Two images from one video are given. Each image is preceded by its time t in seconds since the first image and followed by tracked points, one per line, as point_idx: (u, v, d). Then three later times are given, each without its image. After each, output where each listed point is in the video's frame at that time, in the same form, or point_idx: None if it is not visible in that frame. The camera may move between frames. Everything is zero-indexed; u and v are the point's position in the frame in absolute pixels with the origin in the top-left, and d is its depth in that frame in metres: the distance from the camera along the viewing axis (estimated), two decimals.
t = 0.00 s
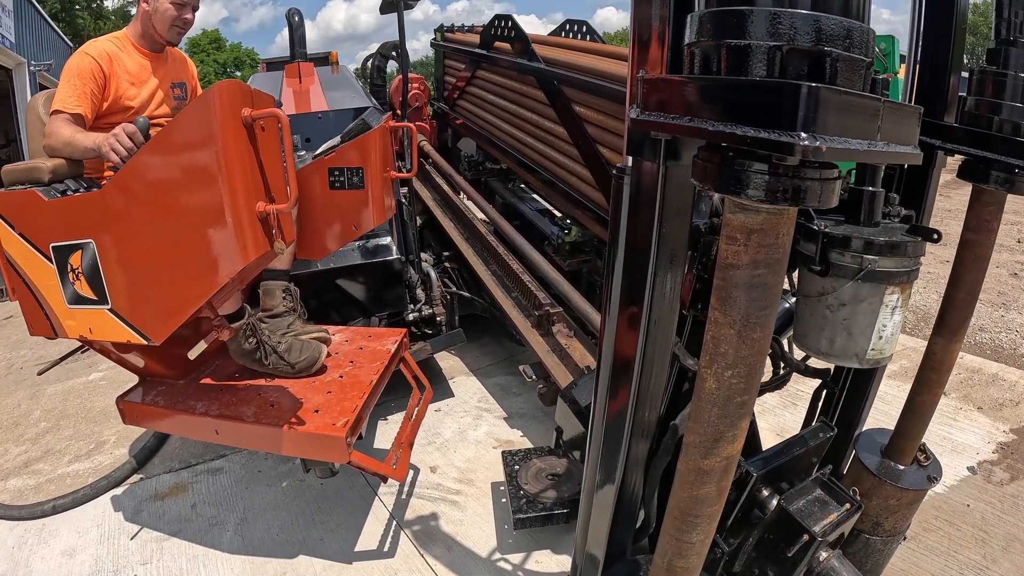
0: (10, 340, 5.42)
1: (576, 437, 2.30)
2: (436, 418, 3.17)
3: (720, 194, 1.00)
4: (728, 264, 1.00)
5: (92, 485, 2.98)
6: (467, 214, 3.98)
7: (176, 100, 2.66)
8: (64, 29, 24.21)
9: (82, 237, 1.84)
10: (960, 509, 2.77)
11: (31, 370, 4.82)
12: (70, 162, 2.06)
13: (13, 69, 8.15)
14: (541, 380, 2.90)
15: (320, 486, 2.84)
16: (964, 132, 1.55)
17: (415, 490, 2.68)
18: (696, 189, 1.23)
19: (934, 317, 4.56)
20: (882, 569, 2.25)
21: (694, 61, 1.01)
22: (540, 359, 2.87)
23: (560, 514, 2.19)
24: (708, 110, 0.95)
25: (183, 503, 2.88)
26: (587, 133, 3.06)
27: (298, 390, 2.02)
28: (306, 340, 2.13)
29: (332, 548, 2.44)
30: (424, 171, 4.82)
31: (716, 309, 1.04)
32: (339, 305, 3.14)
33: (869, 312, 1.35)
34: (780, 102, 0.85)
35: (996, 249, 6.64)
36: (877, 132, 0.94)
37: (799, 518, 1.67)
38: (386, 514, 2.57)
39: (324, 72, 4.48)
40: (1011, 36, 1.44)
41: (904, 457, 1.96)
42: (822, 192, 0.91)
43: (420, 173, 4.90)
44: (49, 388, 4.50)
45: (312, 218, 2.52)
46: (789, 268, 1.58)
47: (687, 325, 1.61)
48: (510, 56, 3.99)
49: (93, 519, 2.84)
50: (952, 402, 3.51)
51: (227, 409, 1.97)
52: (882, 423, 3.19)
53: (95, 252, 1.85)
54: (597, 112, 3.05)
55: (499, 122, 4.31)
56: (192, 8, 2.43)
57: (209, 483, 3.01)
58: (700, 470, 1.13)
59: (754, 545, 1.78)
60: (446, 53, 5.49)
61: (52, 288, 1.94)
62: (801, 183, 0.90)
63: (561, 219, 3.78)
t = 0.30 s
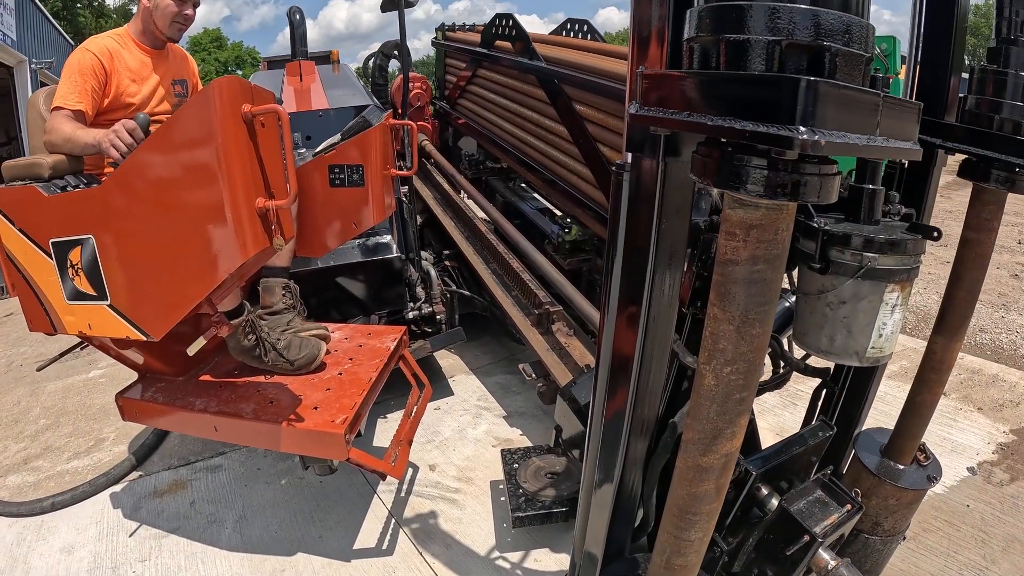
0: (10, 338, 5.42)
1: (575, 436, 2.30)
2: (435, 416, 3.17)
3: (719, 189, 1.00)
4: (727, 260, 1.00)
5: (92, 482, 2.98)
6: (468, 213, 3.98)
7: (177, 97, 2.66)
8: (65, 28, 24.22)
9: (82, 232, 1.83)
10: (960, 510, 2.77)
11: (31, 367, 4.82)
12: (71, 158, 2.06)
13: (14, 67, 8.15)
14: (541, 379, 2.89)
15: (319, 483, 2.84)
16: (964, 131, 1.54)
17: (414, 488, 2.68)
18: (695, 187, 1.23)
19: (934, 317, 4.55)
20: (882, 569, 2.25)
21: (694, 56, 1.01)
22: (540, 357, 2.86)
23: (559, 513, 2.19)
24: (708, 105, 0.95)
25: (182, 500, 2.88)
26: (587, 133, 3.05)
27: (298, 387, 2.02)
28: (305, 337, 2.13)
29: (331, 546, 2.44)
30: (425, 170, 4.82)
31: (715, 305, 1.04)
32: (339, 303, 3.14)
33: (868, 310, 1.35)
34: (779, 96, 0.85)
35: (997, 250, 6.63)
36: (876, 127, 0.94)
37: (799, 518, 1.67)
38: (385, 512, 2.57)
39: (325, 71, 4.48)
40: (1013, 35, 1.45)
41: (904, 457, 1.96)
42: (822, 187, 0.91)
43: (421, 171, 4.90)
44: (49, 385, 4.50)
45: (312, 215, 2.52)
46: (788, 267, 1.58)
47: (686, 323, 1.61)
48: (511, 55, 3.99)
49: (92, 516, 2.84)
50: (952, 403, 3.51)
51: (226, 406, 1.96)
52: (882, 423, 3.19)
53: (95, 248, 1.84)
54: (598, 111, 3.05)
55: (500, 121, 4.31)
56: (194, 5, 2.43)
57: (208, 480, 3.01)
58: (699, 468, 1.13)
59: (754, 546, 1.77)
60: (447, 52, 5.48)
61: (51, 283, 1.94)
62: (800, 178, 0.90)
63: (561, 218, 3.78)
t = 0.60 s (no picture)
0: (10, 334, 5.41)
1: (576, 430, 2.29)
2: (436, 412, 3.16)
3: (722, 170, 0.99)
4: (730, 243, 0.99)
5: (90, 477, 2.97)
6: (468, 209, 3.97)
7: (179, 90, 2.65)
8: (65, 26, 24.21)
9: (81, 222, 1.82)
10: (961, 506, 2.76)
11: (31, 363, 4.81)
12: (71, 149, 2.05)
13: (15, 64, 8.14)
14: (541, 374, 2.88)
15: (318, 479, 2.83)
16: (965, 123, 1.54)
17: (413, 484, 2.67)
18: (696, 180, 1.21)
19: (935, 315, 4.54)
20: (883, 564, 2.24)
21: (695, 39, 1.00)
22: (540, 353, 2.85)
23: (560, 507, 2.18)
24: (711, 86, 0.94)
25: (180, 495, 2.87)
26: (588, 129, 3.05)
27: (298, 379, 2.01)
28: (304, 330, 2.12)
29: (330, 541, 2.43)
30: (426, 167, 4.82)
31: (719, 289, 1.02)
32: (339, 299, 3.13)
33: (871, 299, 1.33)
34: (782, 73, 0.84)
35: (997, 249, 6.62)
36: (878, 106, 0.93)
37: (802, 512, 1.66)
38: (384, 508, 2.56)
39: (326, 68, 4.47)
40: (1014, 27, 1.42)
41: (907, 451, 1.93)
42: (822, 167, 0.92)
43: (422, 168, 4.89)
44: (48, 381, 4.49)
45: (313, 208, 2.51)
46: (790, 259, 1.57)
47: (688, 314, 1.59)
48: (511, 52, 3.98)
49: (90, 511, 2.82)
50: (953, 400, 3.50)
51: (225, 399, 1.95)
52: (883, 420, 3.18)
53: (95, 238, 1.83)
54: (598, 107, 3.04)
55: (501, 118, 4.30)
56: None
57: (207, 476, 3.00)
58: (702, 455, 1.12)
59: (757, 539, 1.77)
60: (448, 50, 5.47)
61: (51, 274, 1.93)
62: (802, 157, 0.90)
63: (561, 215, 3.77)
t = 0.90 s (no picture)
0: (10, 335, 5.38)
1: (587, 433, 2.27)
2: (442, 414, 3.14)
3: (755, 175, 0.98)
4: (761, 248, 0.97)
5: (94, 480, 2.95)
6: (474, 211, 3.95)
7: (186, 89, 2.63)
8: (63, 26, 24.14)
9: (90, 224, 1.80)
10: (967, 506, 2.75)
11: (31, 364, 4.78)
12: (78, 149, 2.03)
13: (13, 64, 8.10)
14: (549, 376, 2.87)
15: (325, 482, 2.81)
16: (974, 127, 1.50)
17: (421, 487, 2.65)
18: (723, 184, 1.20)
19: (937, 316, 4.54)
20: (892, 565, 2.23)
21: (730, 45, 0.98)
22: (548, 354, 2.84)
23: (571, 511, 2.16)
24: (745, 91, 0.91)
25: (186, 499, 2.85)
26: (596, 130, 3.03)
27: (308, 383, 2.00)
28: (315, 333, 2.10)
29: (339, 544, 2.41)
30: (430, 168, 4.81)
31: (747, 293, 1.01)
32: (345, 300, 3.12)
33: (888, 301, 1.29)
34: (821, 82, 0.83)
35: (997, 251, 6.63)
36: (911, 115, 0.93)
37: (821, 516, 1.65)
38: (393, 511, 2.54)
39: (330, 68, 4.45)
40: None
41: (916, 452, 1.92)
42: (855, 174, 0.90)
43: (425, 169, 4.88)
44: (49, 383, 4.46)
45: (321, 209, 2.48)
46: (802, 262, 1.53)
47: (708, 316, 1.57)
48: (517, 53, 3.97)
49: (94, 515, 2.80)
50: (957, 401, 3.49)
51: (235, 402, 1.94)
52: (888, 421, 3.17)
53: (104, 240, 1.81)
54: (607, 108, 3.02)
55: (505, 119, 4.29)
56: None
57: (213, 479, 2.98)
58: (728, 459, 1.11)
59: (773, 542, 1.75)
60: (451, 50, 5.45)
61: (58, 276, 1.91)
62: (835, 164, 0.89)
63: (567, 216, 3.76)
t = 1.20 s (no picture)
0: (9, 338, 5.35)
1: (593, 437, 2.26)
2: (446, 418, 3.13)
3: (778, 189, 0.96)
4: (783, 260, 0.97)
5: (96, 486, 2.93)
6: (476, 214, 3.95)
7: (190, 92, 2.62)
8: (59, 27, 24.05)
9: (96, 229, 1.77)
10: (970, 508, 2.76)
11: (30, 367, 4.75)
12: (81, 152, 2.01)
13: (11, 65, 8.07)
14: (554, 380, 2.86)
15: (331, 487, 2.80)
16: (980, 135, 1.52)
17: (427, 491, 2.65)
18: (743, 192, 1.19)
19: (937, 318, 4.55)
20: (897, 568, 2.23)
21: (756, 60, 0.99)
22: (553, 358, 2.82)
23: (580, 515, 2.16)
24: (772, 106, 0.91)
25: (190, 504, 2.84)
26: (600, 133, 3.03)
27: (316, 389, 1.98)
28: (323, 338, 2.09)
29: (345, 550, 2.40)
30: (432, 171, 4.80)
31: (768, 303, 1.00)
32: (348, 304, 3.11)
33: (899, 308, 1.31)
34: (851, 100, 0.82)
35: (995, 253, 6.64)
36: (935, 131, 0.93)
37: (831, 520, 1.64)
38: (399, 516, 2.53)
39: (331, 70, 4.45)
40: None
41: (922, 455, 1.92)
42: (876, 191, 0.89)
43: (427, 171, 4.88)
44: (49, 386, 4.44)
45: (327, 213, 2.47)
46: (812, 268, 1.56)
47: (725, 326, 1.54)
48: (520, 55, 3.97)
49: (97, 520, 2.79)
50: (959, 403, 3.50)
51: (243, 409, 1.92)
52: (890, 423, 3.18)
53: (110, 245, 1.78)
54: (612, 112, 3.02)
55: (508, 121, 4.29)
56: None
57: (217, 484, 2.96)
58: (746, 466, 1.10)
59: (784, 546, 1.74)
60: (453, 52, 5.44)
61: (63, 282, 1.89)
62: (858, 179, 0.88)
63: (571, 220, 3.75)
